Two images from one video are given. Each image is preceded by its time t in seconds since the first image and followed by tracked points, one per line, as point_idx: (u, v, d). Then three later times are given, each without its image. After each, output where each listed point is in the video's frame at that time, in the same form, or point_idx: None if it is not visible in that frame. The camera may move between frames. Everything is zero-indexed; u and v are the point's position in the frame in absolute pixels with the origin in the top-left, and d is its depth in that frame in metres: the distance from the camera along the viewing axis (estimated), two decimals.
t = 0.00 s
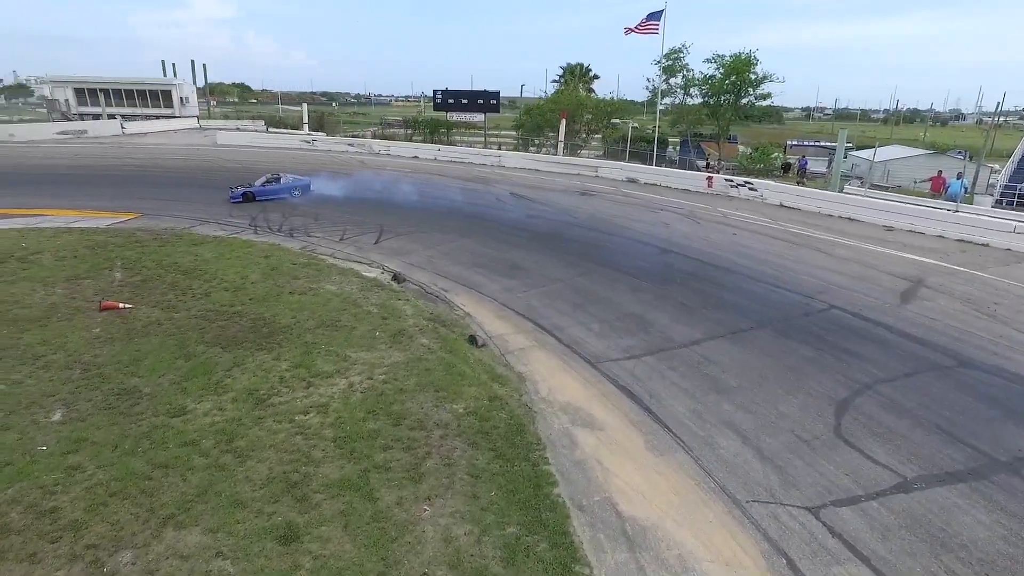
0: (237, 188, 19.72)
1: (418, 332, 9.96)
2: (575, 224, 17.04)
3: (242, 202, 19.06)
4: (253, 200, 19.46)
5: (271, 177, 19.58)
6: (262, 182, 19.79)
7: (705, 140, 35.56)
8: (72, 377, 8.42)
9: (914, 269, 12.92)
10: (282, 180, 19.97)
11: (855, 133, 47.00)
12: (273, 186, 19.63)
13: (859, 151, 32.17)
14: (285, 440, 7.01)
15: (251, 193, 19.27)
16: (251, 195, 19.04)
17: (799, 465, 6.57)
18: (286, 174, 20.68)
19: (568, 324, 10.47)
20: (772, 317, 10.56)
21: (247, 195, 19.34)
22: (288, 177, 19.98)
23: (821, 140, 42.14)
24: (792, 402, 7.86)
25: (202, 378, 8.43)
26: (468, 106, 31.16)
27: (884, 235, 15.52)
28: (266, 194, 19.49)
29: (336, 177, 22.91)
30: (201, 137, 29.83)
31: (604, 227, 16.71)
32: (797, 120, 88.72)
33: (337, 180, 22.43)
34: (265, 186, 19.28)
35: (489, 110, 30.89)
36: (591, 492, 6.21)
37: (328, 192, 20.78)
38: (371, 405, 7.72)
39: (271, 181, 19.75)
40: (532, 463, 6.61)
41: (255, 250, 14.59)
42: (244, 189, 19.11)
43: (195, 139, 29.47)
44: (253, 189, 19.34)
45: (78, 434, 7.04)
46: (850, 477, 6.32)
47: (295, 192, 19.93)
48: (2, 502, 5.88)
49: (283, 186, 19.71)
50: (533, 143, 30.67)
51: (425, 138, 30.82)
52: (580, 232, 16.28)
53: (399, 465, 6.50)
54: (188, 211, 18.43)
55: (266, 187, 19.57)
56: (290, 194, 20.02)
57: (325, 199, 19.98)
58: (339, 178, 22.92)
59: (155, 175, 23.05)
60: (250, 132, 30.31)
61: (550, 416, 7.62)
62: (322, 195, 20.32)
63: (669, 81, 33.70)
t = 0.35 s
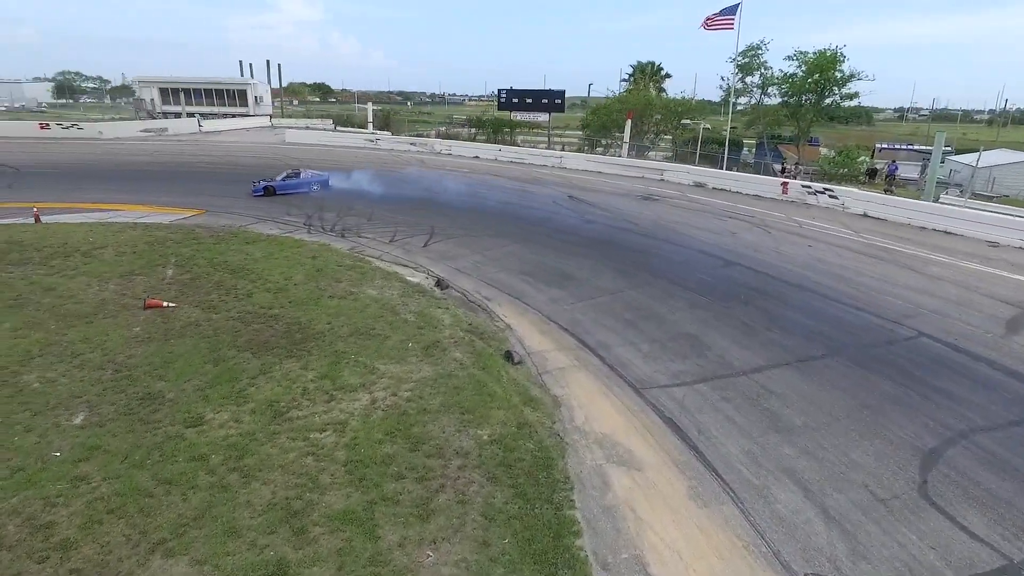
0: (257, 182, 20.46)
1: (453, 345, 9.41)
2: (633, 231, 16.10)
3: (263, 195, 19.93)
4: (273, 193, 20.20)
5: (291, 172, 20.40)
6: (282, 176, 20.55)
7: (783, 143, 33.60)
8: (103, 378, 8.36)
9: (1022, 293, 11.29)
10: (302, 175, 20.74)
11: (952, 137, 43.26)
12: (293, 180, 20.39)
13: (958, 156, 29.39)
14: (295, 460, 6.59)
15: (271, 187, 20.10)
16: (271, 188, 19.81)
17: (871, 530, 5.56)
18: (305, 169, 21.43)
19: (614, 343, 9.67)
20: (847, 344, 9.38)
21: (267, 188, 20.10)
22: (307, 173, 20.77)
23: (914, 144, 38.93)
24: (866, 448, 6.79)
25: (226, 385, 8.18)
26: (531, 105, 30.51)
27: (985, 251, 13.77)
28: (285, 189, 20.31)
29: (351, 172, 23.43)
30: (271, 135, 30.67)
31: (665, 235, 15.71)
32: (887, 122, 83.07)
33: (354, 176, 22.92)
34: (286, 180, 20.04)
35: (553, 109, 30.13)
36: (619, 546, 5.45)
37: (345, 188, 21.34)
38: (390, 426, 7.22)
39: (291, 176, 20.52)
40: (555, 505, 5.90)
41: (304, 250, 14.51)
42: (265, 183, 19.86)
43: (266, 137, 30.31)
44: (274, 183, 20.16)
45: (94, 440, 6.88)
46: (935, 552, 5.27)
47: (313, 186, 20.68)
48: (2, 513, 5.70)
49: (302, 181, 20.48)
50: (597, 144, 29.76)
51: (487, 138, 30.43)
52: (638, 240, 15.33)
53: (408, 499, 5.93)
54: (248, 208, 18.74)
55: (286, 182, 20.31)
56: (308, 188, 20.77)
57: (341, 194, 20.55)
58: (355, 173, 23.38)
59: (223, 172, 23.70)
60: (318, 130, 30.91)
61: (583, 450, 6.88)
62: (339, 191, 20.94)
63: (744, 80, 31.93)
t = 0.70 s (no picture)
0: (283, 177, 21.13)
1: (487, 363, 8.72)
2: (702, 241, 14.88)
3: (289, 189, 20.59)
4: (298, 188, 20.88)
5: (316, 167, 21.05)
6: (307, 171, 21.20)
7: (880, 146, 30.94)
8: (132, 381, 8.24)
9: None
10: (326, 170, 21.41)
11: None
12: (318, 175, 21.05)
13: None
14: (297, 487, 6.10)
15: (298, 181, 20.76)
16: (297, 182, 20.51)
17: None
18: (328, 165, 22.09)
19: (666, 370, 8.67)
20: (946, 386, 7.98)
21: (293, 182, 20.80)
22: (332, 168, 21.41)
23: None
24: (964, 525, 5.55)
25: (247, 396, 7.84)
26: (605, 105, 29.97)
27: None
28: (311, 183, 20.96)
29: (374, 168, 23.97)
30: (344, 134, 31.17)
31: (737, 246, 14.41)
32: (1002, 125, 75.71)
33: (376, 172, 23.42)
34: (311, 175, 20.74)
35: (627, 109, 29.46)
36: None
37: (368, 183, 21.91)
38: (405, 453, 6.62)
39: (317, 171, 21.18)
40: (572, 568, 5.09)
41: (355, 251, 14.26)
42: (291, 177, 20.54)
43: (339, 136, 30.82)
44: (300, 178, 20.81)
45: (104, 450, 6.66)
46: None
47: (337, 181, 21.33)
48: None
49: (327, 175, 21.12)
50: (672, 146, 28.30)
51: (556, 138, 29.62)
52: (707, 251, 14.10)
53: (407, 545, 5.29)
54: (310, 207, 18.86)
55: (312, 176, 20.96)
56: (333, 183, 21.45)
57: (363, 188, 21.14)
58: (377, 169, 23.83)
59: (293, 169, 24.13)
60: (389, 129, 31.12)
61: (614, 499, 6.01)
62: (362, 185, 21.56)
63: (838, 78, 29.51)
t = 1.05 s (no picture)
0: (299, 173, 21.79)
1: (510, 384, 8.04)
2: (762, 253, 13.67)
3: (306, 185, 21.27)
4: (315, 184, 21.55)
5: (332, 164, 21.70)
6: (323, 168, 21.86)
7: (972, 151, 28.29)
8: (146, 387, 8.05)
9: None
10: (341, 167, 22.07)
11: None
12: (334, 171, 21.69)
13: None
14: (284, 519, 5.60)
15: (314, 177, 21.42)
16: (313, 178, 21.19)
17: None
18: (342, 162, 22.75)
19: (710, 401, 7.74)
20: None
21: (310, 179, 21.48)
22: (347, 165, 22.07)
23: None
24: None
25: (254, 411, 7.46)
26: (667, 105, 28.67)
27: None
28: (327, 179, 21.63)
29: (390, 165, 24.47)
30: (401, 134, 31.25)
31: (801, 259, 13.15)
32: None
33: (391, 169, 23.96)
34: (327, 171, 21.40)
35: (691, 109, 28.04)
36: None
37: (383, 180, 22.46)
38: (404, 486, 6.04)
39: (332, 168, 21.86)
40: None
41: (393, 255, 13.92)
42: (308, 174, 21.20)
43: (396, 136, 30.91)
44: (316, 174, 21.46)
45: (99, 464, 6.39)
46: None
47: (352, 178, 22.01)
48: None
49: (343, 172, 21.79)
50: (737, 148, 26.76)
51: (614, 138, 28.62)
52: (767, 265, 12.93)
53: None
54: (356, 208, 18.76)
55: (328, 173, 21.59)
56: (348, 179, 22.10)
57: (377, 184, 21.72)
58: (394, 167, 24.30)
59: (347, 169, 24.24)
60: (445, 129, 30.96)
61: (633, 558, 5.23)
62: (376, 182, 22.16)
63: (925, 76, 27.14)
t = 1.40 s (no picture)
0: (318, 170, 22.20)
1: (530, 414, 7.28)
2: (836, 270, 12.27)
3: (326, 182, 21.75)
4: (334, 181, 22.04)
5: (350, 161, 22.19)
6: (342, 165, 22.31)
7: None
8: (154, 396, 7.79)
9: None
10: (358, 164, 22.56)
11: None
12: (352, 168, 22.21)
13: None
14: (255, 563, 5.07)
15: (334, 174, 21.90)
16: (332, 175, 21.69)
17: None
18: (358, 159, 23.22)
19: (759, 447, 6.71)
20: None
21: (329, 176, 21.91)
22: (364, 162, 22.57)
23: None
24: None
25: (254, 430, 7.04)
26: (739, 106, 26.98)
27: None
28: (346, 176, 22.14)
29: (408, 163, 24.81)
30: (461, 135, 30.98)
31: (882, 279, 11.67)
32: None
33: (407, 167, 24.35)
34: (347, 169, 21.89)
35: (766, 110, 26.25)
36: None
37: (399, 176, 22.92)
38: (392, 532, 5.39)
39: (350, 165, 22.34)
40: None
41: (433, 261, 13.43)
42: (328, 171, 21.62)
43: (456, 136, 30.66)
44: (335, 171, 21.93)
45: (86, 481, 6.09)
46: None
47: (370, 174, 22.49)
48: None
49: (361, 169, 22.28)
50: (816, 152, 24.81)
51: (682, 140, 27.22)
52: (841, 284, 11.56)
53: None
54: (406, 211, 18.47)
55: (347, 170, 22.06)
56: (365, 176, 22.61)
57: (396, 181, 22.13)
58: (427, 166, 24.37)
59: (403, 169, 24.11)
60: (506, 130, 30.45)
61: None
62: (393, 179, 22.62)
63: None
